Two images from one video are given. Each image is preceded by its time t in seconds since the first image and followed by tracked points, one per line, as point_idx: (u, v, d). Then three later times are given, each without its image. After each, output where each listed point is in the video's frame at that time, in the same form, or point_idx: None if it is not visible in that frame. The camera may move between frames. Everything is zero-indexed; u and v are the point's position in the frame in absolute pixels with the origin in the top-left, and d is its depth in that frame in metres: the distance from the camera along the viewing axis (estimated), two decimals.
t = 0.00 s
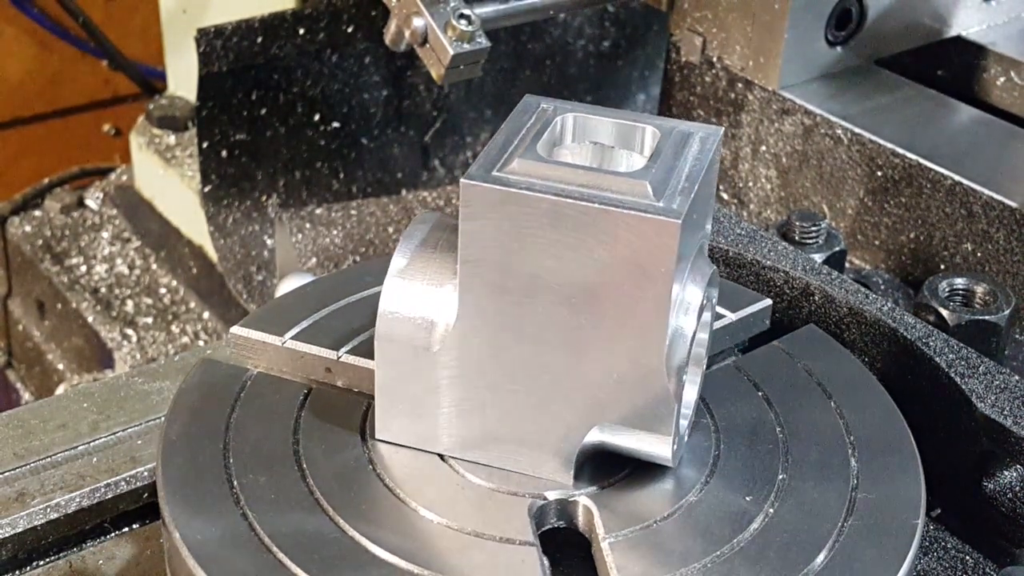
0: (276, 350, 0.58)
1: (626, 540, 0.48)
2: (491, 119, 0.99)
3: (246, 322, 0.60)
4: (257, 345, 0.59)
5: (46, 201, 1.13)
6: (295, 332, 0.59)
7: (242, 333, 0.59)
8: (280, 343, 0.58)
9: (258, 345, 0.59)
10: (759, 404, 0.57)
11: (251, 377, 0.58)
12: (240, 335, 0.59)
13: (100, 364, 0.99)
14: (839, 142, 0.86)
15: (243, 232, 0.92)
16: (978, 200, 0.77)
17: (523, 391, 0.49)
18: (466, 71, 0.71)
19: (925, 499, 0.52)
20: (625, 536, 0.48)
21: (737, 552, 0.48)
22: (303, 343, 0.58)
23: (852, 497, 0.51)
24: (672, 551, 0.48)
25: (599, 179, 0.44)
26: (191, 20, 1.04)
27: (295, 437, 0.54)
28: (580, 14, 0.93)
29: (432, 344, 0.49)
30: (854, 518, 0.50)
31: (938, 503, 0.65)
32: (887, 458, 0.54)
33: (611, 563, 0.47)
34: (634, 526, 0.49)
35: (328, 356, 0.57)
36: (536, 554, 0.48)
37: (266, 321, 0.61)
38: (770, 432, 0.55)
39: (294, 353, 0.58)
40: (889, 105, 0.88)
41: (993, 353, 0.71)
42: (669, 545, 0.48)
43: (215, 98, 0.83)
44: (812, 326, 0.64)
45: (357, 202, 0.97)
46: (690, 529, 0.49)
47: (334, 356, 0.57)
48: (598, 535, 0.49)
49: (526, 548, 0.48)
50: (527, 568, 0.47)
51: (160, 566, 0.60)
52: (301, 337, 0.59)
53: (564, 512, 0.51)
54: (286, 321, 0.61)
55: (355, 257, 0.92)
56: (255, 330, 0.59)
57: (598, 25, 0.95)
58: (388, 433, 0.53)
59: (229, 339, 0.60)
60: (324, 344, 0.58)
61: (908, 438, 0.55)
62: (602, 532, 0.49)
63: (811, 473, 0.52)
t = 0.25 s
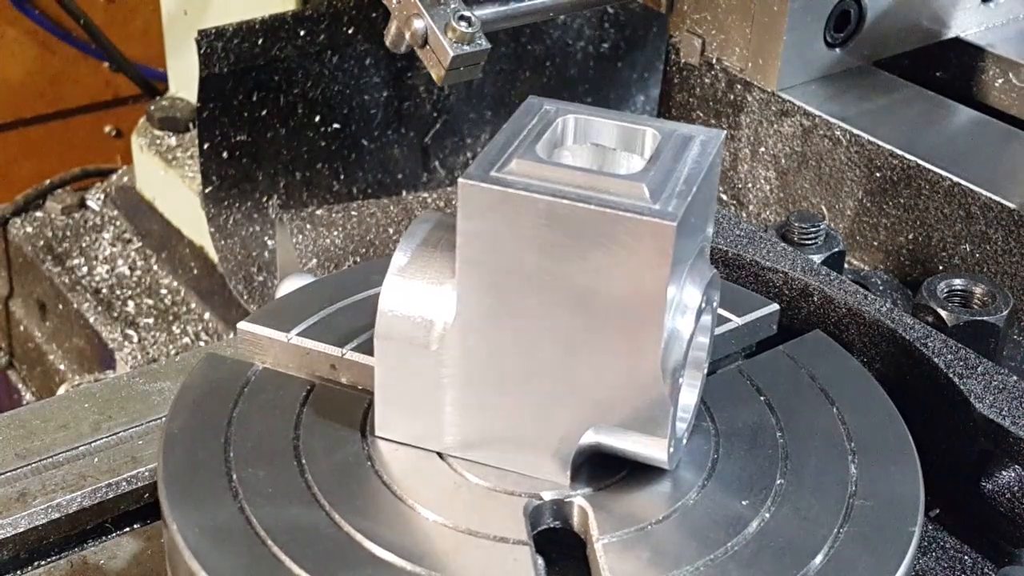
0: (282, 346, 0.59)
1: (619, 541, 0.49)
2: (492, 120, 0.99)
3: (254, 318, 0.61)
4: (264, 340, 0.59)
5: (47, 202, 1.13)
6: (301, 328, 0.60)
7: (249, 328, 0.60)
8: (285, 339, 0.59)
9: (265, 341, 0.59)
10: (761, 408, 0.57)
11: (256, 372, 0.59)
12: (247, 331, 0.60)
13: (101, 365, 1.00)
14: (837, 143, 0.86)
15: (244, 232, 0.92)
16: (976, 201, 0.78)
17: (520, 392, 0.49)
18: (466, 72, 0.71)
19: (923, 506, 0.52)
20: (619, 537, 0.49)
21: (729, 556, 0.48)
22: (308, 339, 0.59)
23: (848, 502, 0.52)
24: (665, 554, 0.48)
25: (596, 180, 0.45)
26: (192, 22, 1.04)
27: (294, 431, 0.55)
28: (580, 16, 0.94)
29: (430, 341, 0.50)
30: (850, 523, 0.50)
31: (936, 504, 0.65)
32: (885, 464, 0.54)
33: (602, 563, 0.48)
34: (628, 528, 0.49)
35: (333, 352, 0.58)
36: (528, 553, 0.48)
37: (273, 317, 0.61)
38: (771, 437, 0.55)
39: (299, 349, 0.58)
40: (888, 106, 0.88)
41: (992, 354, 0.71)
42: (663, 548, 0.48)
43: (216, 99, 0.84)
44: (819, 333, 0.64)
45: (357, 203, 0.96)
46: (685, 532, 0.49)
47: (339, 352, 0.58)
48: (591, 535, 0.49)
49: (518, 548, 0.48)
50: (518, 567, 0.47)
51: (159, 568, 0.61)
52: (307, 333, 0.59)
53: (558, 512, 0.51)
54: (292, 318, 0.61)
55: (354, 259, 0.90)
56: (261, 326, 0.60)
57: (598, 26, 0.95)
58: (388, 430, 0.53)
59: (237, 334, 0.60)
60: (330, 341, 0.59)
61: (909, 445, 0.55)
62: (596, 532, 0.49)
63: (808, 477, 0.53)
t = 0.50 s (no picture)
0: (289, 340, 0.59)
1: (612, 542, 0.49)
2: (492, 120, 0.99)
3: (263, 313, 0.61)
4: (271, 335, 0.60)
5: (47, 202, 1.13)
6: (307, 324, 0.60)
7: (257, 322, 0.60)
8: (292, 334, 0.59)
9: (272, 335, 0.60)
10: (765, 413, 0.57)
11: (262, 364, 0.60)
12: (255, 326, 0.60)
13: (101, 365, 1.00)
14: (838, 143, 0.86)
15: (244, 232, 0.92)
16: (977, 201, 0.78)
17: (516, 393, 0.49)
18: (466, 72, 0.71)
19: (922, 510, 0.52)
20: (612, 539, 0.49)
21: (722, 561, 0.48)
22: (314, 334, 0.59)
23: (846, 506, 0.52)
24: (658, 556, 0.48)
25: (592, 180, 0.44)
26: (192, 22, 1.04)
27: (294, 428, 0.55)
28: (580, 17, 0.94)
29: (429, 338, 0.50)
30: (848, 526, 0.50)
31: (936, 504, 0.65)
32: (885, 468, 0.54)
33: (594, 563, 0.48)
34: (621, 530, 0.49)
35: (338, 348, 0.58)
36: (520, 552, 0.48)
37: (280, 313, 0.61)
38: (773, 441, 0.55)
39: (304, 344, 0.59)
40: (888, 105, 0.88)
41: (992, 354, 0.71)
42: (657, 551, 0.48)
43: (216, 99, 0.84)
44: (828, 342, 0.63)
45: (357, 203, 0.96)
46: (679, 534, 0.49)
47: (343, 348, 0.58)
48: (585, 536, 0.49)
49: (510, 547, 0.48)
50: (509, 566, 0.47)
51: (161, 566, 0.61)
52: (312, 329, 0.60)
53: (552, 513, 0.51)
54: (299, 314, 0.61)
55: (355, 258, 0.91)
56: (269, 321, 0.60)
57: (598, 26, 0.96)
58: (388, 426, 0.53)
59: (246, 328, 0.61)
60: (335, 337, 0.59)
61: (912, 451, 0.55)
62: (589, 533, 0.49)
63: (806, 481, 0.53)
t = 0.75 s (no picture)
0: (295, 336, 0.60)
1: (606, 543, 0.49)
2: (491, 120, 0.99)
3: (271, 308, 0.61)
4: (278, 330, 0.60)
5: (47, 202, 1.13)
6: (314, 320, 0.61)
7: (264, 317, 0.61)
8: (298, 330, 0.60)
9: (280, 330, 0.60)
10: (766, 418, 0.57)
11: (267, 358, 0.60)
12: (263, 320, 0.61)
13: (101, 365, 1.00)
14: (838, 143, 0.86)
15: (244, 232, 0.92)
16: (977, 201, 0.78)
17: (513, 394, 0.49)
18: (465, 72, 0.71)
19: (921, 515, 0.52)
20: (606, 541, 0.49)
21: (716, 565, 0.48)
22: (320, 331, 0.59)
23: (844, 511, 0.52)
24: (652, 558, 0.48)
25: (589, 179, 0.44)
26: (192, 22, 1.04)
27: (295, 425, 0.55)
28: (579, 17, 0.94)
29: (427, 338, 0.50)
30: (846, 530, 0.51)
31: (936, 504, 0.65)
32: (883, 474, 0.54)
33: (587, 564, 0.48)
34: (615, 531, 0.49)
35: (344, 346, 0.58)
36: (512, 551, 0.48)
37: (288, 308, 0.62)
38: (773, 445, 0.55)
39: (310, 340, 0.59)
40: (888, 105, 0.88)
41: (992, 354, 0.71)
42: (652, 553, 0.48)
43: (216, 99, 0.84)
44: (836, 349, 0.63)
45: (357, 203, 0.96)
46: (674, 537, 0.49)
47: (349, 347, 0.58)
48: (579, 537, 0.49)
49: (503, 545, 0.48)
50: (499, 564, 0.48)
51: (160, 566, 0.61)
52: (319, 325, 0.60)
53: (546, 512, 0.52)
54: (306, 309, 0.62)
55: (355, 258, 0.91)
56: (277, 316, 0.61)
57: (598, 26, 0.96)
58: (388, 424, 0.54)
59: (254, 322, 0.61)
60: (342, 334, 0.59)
61: (913, 458, 0.55)
62: (583, 534, 0.49)
63: (804, 485, 0.53)
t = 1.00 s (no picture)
0: (303, 331, 0.59)
1: (599, 545, 0.49)
2: (491, 120, 0.99)
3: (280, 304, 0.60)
4: (287, 326, 0.59)
5: (47, 202, 1.13)
6: (323, 314, 0.60)
7: (272, 312, 0.60)
8: (306, 325, 0.58)
9: (288, 326, 0.59)
10: (768, 424, 0.57)
11: (270, 355, 0.60)
12: (271, 315, 0.60)
13: (100, 364, 1.00)
14: (838, 143, 0.86)
15: (244, 232, 0.91)
16: (977, 201, 0.78)
17: (511, 395, 0.49)
18: (466, 71, 0.71)
19: (920, 521, 0.52)
20: (600, 543, 0.49)
21: (710, 567, 0.48)
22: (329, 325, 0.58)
23: (843, 517, 0.52)
24: (646, 560, 0.48)
25: (588, 180, 0.44)
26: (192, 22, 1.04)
27: (296, 421, 0.55)
28: (579, 17, 0.94)
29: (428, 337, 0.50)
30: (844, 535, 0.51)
31: (937, 504, 0.65)
32: (883, 480, 0.54)
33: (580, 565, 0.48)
34: (609, 534, 0.49)
35: (352, 340, 0.57)
36: (504, 550, 0.48)
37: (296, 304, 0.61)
38: (772, 449, 0.55)
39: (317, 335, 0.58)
40: (888, 105, 0.88)
41: (991, 354, 0.71)
42: (646, 555, 0.48)
43: (216, 99, 0.84)
44: (843, 353, 0.63)
45: (357, 203, 0.96)
46: (670, 540, 0.49)
47: (356, 341, 0.57)
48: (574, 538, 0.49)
49: (496, 544, 0.49)
50: (492, 562, 0.48)
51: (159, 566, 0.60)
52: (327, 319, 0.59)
53: (541, 511, 0.51)
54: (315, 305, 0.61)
55: (355, 258, 0.91)
56: (286, 312, 0.60)
57: (598, 26, 0.96)
58: (388, 424, 0.54)
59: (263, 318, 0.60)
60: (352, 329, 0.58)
61: (913, 465, 0.55)
62: (578, 536, 0.49)
63: (802, 489, 0.53)
